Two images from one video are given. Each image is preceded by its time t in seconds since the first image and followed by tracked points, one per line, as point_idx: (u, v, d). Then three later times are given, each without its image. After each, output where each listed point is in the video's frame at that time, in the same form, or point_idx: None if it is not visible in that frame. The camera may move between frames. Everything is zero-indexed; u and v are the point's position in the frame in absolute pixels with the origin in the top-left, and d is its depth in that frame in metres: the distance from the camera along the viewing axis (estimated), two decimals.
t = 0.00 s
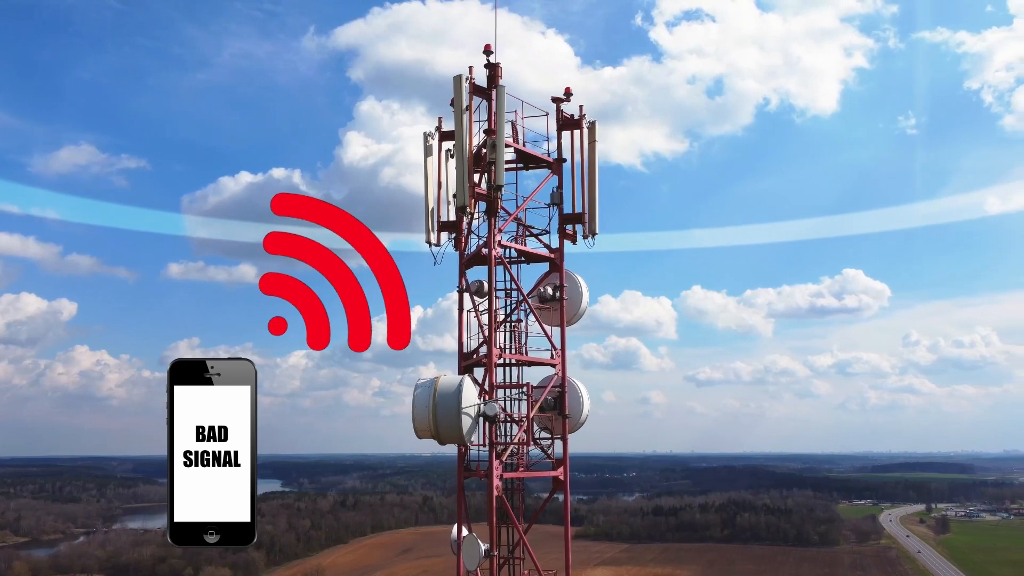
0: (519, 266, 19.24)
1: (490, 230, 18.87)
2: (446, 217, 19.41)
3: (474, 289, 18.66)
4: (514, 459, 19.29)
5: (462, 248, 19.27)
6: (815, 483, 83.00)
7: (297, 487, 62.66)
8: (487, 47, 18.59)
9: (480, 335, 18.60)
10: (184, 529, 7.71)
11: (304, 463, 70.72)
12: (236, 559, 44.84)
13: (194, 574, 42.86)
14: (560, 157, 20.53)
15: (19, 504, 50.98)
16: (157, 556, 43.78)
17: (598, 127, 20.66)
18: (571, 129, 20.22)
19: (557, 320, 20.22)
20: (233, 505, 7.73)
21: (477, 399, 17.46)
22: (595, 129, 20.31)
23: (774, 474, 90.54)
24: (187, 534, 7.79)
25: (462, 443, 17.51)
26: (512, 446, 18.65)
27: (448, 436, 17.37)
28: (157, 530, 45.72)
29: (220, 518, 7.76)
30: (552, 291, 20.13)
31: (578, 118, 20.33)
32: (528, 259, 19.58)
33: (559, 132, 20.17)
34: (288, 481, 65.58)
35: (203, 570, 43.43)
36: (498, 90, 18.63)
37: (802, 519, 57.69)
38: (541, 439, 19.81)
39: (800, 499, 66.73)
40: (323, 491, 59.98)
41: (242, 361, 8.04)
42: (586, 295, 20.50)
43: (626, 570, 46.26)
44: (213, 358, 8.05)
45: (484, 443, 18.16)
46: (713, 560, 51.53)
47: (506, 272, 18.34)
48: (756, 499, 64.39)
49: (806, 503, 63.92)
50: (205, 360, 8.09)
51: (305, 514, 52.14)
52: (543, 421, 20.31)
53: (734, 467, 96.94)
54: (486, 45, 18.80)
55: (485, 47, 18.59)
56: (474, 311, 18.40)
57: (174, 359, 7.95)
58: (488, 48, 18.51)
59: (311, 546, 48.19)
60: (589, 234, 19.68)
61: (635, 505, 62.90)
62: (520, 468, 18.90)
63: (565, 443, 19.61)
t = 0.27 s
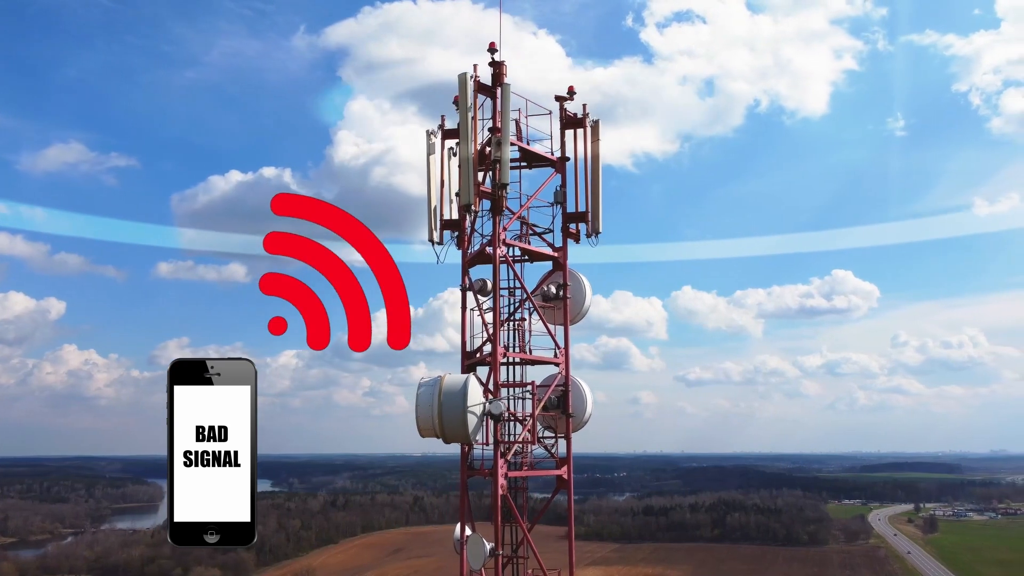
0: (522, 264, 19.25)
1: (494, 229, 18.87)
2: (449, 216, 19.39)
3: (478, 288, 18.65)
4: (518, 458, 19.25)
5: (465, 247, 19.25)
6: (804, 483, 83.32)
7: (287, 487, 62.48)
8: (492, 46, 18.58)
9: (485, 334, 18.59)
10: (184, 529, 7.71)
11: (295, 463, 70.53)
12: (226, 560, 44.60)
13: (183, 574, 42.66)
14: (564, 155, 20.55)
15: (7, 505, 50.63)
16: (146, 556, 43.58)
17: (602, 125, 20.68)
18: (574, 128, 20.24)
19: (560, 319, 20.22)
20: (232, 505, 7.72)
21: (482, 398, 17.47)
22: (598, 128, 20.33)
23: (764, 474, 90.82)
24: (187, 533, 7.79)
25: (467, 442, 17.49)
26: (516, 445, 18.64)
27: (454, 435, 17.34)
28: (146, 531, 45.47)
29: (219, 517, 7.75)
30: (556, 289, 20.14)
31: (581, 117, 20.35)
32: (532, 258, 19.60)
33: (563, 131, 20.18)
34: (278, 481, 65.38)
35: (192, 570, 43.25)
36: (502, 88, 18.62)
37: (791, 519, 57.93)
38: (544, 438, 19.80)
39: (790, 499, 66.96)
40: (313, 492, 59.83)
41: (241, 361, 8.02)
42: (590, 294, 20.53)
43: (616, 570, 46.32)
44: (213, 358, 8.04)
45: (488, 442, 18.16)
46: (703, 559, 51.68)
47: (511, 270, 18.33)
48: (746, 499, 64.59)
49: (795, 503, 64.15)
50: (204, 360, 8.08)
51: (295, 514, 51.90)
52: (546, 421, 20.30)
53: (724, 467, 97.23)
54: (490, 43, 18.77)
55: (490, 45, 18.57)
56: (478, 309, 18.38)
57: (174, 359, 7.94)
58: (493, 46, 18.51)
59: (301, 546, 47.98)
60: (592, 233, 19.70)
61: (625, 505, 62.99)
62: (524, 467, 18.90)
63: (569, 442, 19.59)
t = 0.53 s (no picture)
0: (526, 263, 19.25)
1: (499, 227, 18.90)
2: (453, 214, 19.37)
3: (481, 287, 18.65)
4: (522, 458, 19.30)
5: (468, 245, 19.24)
6: (796, 483, 83.53)
7: (279, 487, 62.23)
8: (496, 44, 18.59)
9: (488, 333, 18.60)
10: (184, 529, 7.67)
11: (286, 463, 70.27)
12: (218, 560, 44.36)
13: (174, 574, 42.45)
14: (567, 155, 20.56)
15: None
16: (137, 556, 43.34)
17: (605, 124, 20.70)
18: (578, 127, 20.24)
19: (564, 317, 20.23)
20: (232, 504, 7.67)
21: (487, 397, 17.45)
22: (602, 127, 20.34)
23: (756, 474, 91.00)
24: (186, 533, 7.75)
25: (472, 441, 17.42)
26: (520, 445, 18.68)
27: (459, 434, 17.29)
28: (137, 531, 45.26)
29: (219, 517, 7.72)
30: (559, 288, 20.15)
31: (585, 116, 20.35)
32: (535, 256, 19.60)
33: (566, 130, 20.18)
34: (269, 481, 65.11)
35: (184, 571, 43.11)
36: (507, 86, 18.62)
37: (783, 518, 58.08)
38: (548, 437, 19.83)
39: (782, 499, 67.11)
40: (305, 492, 59.63)
41: (241, 361, 7.98)
42: (593, 293, 20.54)
43: (608, 570, 46.33)
44: (213, 358, 8.00)
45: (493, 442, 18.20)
46: (696, 559, 51.75)
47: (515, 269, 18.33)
48: (738, 498, 64.71)
49: (787, 503, 64.32)
50: (204, 360, 8.04)
51: (288, 514, 51.60)
52: (550, 420, 20.31)
53: (716, 467, 97.41)
54: (495, 42, 18.75)
55: (495, 43, 18.59)
56: (482, 308, 18.38)
57: (174, 358, 7.90)
58: (497, 44, 18.53)
59: (293, 547, 47.76)
60: (596, 231, 19.71)
61: (618, 505, 63.02)
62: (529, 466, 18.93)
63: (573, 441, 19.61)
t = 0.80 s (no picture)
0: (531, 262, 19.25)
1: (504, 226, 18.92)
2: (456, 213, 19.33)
3: (486, 286, 18.64)
4: (527, 457, 19.37)
5: (472, 244, 19.21)
6: (787, 483, 83.83)
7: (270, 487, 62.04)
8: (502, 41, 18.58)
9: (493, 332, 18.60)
10: (184, 530, 7.70)
11: (278, 463, 70.05)
12: (209, 560, 44.18)
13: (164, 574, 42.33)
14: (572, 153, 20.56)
15: None
16: (127, 556, 43.15)
17: (609, 123, 20.72)
18: (582, 126, 20.25)
19: (568, 316, 20.25)
20: (233, 504, 7.70)
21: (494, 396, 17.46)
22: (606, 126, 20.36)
23: (747, 473, 91.27)
24: (186, 533, 7.77)
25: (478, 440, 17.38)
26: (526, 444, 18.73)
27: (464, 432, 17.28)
28: (127, 531, 45.16)
29: (220, 517, 7.75)
30: (564, 288, 20.17)
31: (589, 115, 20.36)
32: (539, 255, 19.60)
33: (570, 129, 20.19)
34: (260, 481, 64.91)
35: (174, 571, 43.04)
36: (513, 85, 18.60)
37: (774, 518, 58.30)
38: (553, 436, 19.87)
39: (773, 499, 67.34)
40: (297, 491, 59.46)
41: (242, 361, 7.99)
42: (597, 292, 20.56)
43: (600, 570, 46.38)
44: (212, 358, 8.02)
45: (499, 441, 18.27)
46: (688, 559, 51.88)
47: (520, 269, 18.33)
48: (730, 498, 64.88)
49: (778, 502, 64.53)
50: (205, 360, 8.04)
51: (279, 513, 51.31)
52: (555, 419, 20.36)
53: (707, 467, 97.66)
54: (500, 40, 18.75)
55: (500, 41, 18.58)
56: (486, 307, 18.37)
57: (175, 358, 7.91)
58: (503, 42, 18.53)
59: (285, 546, 47.59)
60: (601, 231, 19.72)
61: (610, 505, 63.10)
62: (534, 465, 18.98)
63: (578, 439, 19.64)
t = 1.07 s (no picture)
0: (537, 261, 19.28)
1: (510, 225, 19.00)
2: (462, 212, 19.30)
3: (491, 286, 18.67)
4: (533, 457, 19.50)
5: (477, 243, 19.22)
6: (776, 482, 84.19)
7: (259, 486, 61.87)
8: (509, 39, 18.60)
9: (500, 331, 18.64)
10: (184, 530, 8.05)
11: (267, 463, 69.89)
12: (198, 561, 43.96)
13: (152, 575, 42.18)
14: (576, 152, 20.60)
15: None
16: (115, 557, 42.94)
17: (614, 122, 20.76)
18: (587, 125, 20.28)
19: (574, 315, 20.31)
20: (232, 505, 8.05)
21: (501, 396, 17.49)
22: (611, 125, 20.43)
23: (736, 473, 91.58)
24: (186, 534, 8.13)
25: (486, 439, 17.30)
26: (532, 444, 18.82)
27: (472, 431, 17.20)
28: (115, 531, 44.96)
29: (219, 518, 8.14)
30: (569, 287, 20.24)
31: (594, 114, 20.38)
32: (545, 254, 19.64)
33: (575, 128, 20.22)
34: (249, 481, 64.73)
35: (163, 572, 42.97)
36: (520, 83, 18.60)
37: (764, 518, 58.54)
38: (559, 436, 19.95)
39: (762, 499, 67.58)
40: (286, 491, 59.34)
41: (241, 360, 8.28)
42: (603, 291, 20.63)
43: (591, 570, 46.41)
44: (212, 359, 8.34)
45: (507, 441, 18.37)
46: (678, 559, 52.04)
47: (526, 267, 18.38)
48: (720, 498, 65.11)
49: (768, 502, 64.77)
50: (205, 360, 8.35)
51: (269, 514, 51.11)
52: (561, 418, 20.44)
53: (697, 466, 97.95)
54: (506, 39, 18.80)
55: (507, 39, 18.60)
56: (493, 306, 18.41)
57: (176, 358, 8.22)
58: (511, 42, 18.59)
59: (275, 547, 47.33)
60: (606, 230, 19.74)
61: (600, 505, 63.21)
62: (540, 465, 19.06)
63: (583, 439, 19.71)
